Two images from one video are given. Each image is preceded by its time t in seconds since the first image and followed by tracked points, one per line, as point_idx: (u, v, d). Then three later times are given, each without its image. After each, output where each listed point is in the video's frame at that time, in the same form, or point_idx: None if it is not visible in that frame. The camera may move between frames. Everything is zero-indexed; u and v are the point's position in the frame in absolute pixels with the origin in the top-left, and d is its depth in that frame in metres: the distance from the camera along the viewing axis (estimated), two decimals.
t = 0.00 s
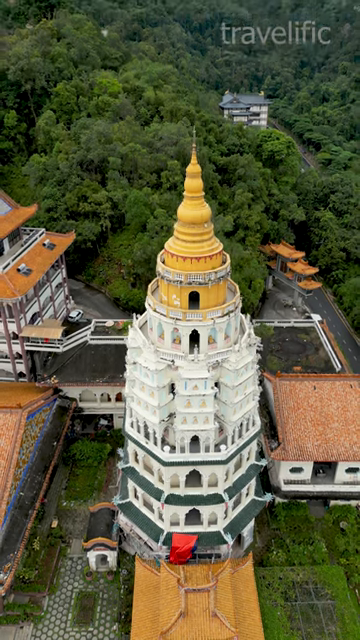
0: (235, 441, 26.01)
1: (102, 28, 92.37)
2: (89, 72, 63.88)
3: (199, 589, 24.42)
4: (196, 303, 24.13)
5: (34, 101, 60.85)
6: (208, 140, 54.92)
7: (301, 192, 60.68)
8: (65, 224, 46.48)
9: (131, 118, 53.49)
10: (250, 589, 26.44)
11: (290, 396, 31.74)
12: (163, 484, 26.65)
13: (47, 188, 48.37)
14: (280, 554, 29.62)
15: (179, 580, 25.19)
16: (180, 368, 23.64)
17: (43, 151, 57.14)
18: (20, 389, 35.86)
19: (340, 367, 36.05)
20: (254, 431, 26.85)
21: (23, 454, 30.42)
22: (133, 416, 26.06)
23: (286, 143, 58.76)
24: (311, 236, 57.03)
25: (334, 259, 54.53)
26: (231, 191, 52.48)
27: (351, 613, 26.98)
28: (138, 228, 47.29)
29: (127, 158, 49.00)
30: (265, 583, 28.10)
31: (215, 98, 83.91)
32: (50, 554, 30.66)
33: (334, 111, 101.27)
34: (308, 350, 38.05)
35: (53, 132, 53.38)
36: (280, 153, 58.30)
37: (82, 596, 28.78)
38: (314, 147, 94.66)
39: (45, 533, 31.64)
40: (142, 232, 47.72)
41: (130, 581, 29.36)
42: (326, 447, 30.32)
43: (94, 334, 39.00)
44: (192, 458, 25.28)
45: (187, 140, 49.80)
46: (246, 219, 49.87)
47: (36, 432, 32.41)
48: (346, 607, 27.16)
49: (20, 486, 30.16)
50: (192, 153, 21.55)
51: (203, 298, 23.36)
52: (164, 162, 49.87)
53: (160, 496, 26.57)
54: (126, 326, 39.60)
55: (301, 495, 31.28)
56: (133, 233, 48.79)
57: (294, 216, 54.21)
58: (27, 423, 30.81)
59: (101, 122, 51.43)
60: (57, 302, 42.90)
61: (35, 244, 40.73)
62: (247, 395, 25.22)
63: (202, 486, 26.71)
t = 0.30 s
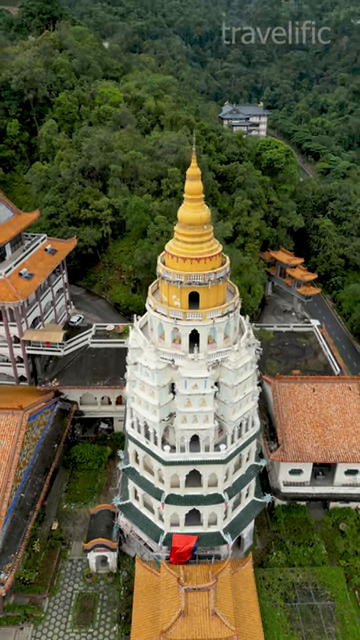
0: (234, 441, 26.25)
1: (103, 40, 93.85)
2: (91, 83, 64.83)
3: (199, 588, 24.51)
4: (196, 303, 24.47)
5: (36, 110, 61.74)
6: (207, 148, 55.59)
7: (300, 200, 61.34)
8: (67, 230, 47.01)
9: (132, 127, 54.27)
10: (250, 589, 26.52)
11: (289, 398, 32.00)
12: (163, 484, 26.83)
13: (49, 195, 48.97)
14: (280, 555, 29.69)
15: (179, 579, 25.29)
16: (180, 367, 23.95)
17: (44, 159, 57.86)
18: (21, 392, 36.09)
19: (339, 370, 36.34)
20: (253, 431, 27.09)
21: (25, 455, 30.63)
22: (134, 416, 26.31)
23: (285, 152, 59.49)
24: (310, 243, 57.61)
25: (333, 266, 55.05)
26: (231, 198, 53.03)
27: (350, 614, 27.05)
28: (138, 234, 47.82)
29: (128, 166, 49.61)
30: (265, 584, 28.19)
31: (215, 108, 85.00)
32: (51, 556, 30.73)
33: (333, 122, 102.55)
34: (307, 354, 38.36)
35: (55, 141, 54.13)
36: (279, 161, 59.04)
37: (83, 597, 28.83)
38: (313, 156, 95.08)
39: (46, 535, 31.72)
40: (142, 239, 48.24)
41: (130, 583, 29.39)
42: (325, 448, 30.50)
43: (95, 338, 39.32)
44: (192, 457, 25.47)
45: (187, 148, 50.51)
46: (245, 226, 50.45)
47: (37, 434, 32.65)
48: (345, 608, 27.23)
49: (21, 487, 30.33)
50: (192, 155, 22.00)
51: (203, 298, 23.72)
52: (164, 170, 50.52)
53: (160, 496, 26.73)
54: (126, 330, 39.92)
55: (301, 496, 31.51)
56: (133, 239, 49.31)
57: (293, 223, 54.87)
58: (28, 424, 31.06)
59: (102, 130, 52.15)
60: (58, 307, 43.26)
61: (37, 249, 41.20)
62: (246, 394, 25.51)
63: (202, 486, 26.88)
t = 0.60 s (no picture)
0: (234, 441, 26.50)
1: (105, 52, 95.29)
2: (92, 92, 65.78)
3: (199, 587, 24.59)
4: (196, 304, 24.84)
5: (38, 119, 62.62)
6: (207, 156, 56.28)
7: (299, 208, 62.01)
8: (68, 236, 47.54)
9: (132, 135, 55.05)
10: (250, 590, 26.59)
11: (288, 401, 32.25)
12: (163, 484, 27.01)
13: (51, 202, 49.59)
14: (280, 557, 29.76)
15: (179, 579, 25.39)
16: (180, 367, 24.28)
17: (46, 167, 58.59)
18: (23, 395, 36.37)
19: (338, 373, 36.61)
20: (253, 431, 27.33)
21: (26, 456, 30.84)
22: (135, 416, 26.57)
23: (284, 160, 60.21)
24: (309, 250, 58.19)
25: (332, 272, 55.54)
26: (230, 205, 53.54)
27: (350, 615, 27.09)
28: (139, 240, 48.33)
29: (129, 173, 50.26)
30: (265, 585, 28.24)
31: (215, 118, 86.04)
32: (51, 557, 30.79)
33: (331, 132, 103.79)
34: (306, 357, 38.68)
35: (57, 149, 54.89)
36: (278, 169, 59.76)
37: (83, 598, 28.90)
38: (312, 166, 95.65)
39: (46, 537, 31.83)
40: (143, 245, 48.77)
41: (131, 584, 29.47)
42: (324, 450, 30.71)
43: (96, 341, 39.79)
44: (192, 457, 25.68)
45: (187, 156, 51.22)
46: (244, 232, 51.01)
47: (38, 436, 32.90)
48: (345, 609, 27.28)
49: (22, 488, 30.52)
50: (193, 159, 22.43)
51: (203, 299, 24.08)
52: (165, 178, 51.18)
53: (160, 496, 26.88)
54: (127, 334, 40.49)
55: (300, 498, 31.67)
56: (134, 245, 49.84)
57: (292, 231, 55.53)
58: (29, 426, 31.31)
59: (103, 139, 52.86)
60: (59, 312, 43.64)
61: (39, 254, 41.66)
62: (246, 394, 25.80)
63: (202, 486, 27.07)
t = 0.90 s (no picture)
0: (234, 441, 26.76)
1: (106, 64, 96.66)
2: (94, 102, 66.75)
3: (199, 587, 24.70)
4: (196, 305, 25.21)
5: (40, 128, 63.48)
6: (207, 164, 56.98)
7: (297, 216, 62.63)
8: (70, 242, 48.06)
9: (133, 144, 55.84)
10: (250, 590, 26.67)
11: (287, 403, 32.53)
12: (164, 485, 27.21)
13: (52, 209, 50.19)
14: (279, 558, 29.86)
15: (179, 579, 25.49)
16: (180, 367, 24.61)
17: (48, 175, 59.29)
18: (24, 398, 36.62)
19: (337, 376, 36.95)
20: (252, 432, 27.61)
21: (27, 458, 31.02)
22: (135, 417, 26.84)
23: (282, 169, 60.96)
24: (308, 257, 58.79)
25: (331, 279, 56.07)
26: (229, 213, 54.00)
27: (350, 615, 27.16)
28: (139, 246, 48.85)
29: (130, 181, 50.93)
30: (264, 586, 28.35)
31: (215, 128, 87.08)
32: (51, 559, 30.83)
33: (330, 143, 104.94)
34: (305, 361, 39.00)
35: (59, 157, 55.65)
36: (277, 178, 60.50)
37: (83, 600, 28.94)
38: (311, 175, 96.41)
39: (47, 539, 31.90)
40: (143, 251, 49.30)
41: (131, 586, 29.50)
42: (323, 452, 30.94)
43: (96, 345, 40.13)
44: (192, 456, 25.91)
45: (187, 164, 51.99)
46: (244, 239, 51.60)
47: (39, 438, 33.11)
48: (345, 609, 27.35)
49: (23, 490, 30.68)
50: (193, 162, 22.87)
51: (203, 300, 24.46)
52: (165, 185, 51.86)
53: (160, 496, 27.05)
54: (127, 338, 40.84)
55: (300, 500, 31.83)
56: (134, 251, 50.34)
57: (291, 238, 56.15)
58: (31, 428, 31.53)
59: (104, 147, 53.61)
60: (60, 317, 43.98)
61: (41, 259, 42.12)
62: (245, 394, 26.12)
63: (202, 487, 27.26)
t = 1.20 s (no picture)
0: (233, 441, 27.01)
1: (107, 75, 97.88)
2: (95, 112, 67.67)
3: (199, 586, 24.82)
4: (196, 306, 25.58)
5: (42, 137, 64.29)
6: (207, 172, 57.68)
7: (296, 223, 63.25)
8: (71, 249, 48.57)
9: (134, 152, 56.61)
10: (250, 590, 26.74)
11: (287, 405, 32.79)
12: (164, 485, 27.41)
13: (54, 216, 50.75)
14: (279, 559, 29.95)
15: (179, 578, 25.60)
16: (181, 367, 24.94)
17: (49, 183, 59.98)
18: (25, 402, 36.86)
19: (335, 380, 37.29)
20: (252, 432, 27.85)
21: (28, 460, 31.22)
22: (136, 417, 27.12)
23: (281, 177, 61.65)
24: (307, 264, 59.35)
25: (329, 285, 56.57)
26: (229, 220, 54.43)
27: (349, 616, 27.24)
28: (140, 253, 49.36)
29: (130, 188, 51.59)
30: (264, 587, 28.46)
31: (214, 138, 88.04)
32: (52, 562, 30.90)
33: (328, 153, 106.03)
34: (304, 365, 39.31)
35: (60, 165, 56.39)
36: (276, 186, 61.20)
37: (83, 602, 28.99)
38: (310, 185, 97.28)
39: (47, 541, 32.00)
40: (144, 257, 49.79)
41: (131, 588, 29.54)
42: (322, 454, 31.17)
43: (97, 350, 40.48)
44: (192, 456, 26.13)
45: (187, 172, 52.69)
46: (243, 246, 52.17)
47: (40, 440, 33.31)
48: (344, 610, 27.46)
49: (24, 491, 30.86)
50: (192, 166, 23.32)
51: (203, 301, 24.83)
52: (166, 193, 52.51)
53: (161, 496, 27.23)
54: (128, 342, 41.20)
55: (299, 503, 31.96)
56: (135, 258, 50.90)
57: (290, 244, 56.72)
58: (32, 430, 31.76)
59: (105, 155, 54.34)
60: (61, 322, 44.33)
61: (42, 265, 42.56)
62: (244, 395, 26.42)
63: (202, 487, 27.44)
